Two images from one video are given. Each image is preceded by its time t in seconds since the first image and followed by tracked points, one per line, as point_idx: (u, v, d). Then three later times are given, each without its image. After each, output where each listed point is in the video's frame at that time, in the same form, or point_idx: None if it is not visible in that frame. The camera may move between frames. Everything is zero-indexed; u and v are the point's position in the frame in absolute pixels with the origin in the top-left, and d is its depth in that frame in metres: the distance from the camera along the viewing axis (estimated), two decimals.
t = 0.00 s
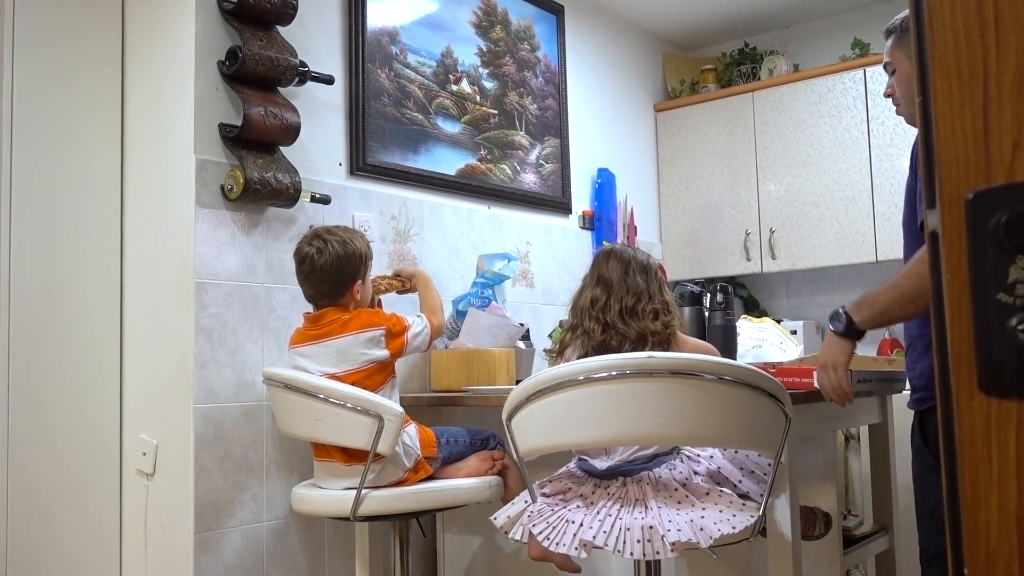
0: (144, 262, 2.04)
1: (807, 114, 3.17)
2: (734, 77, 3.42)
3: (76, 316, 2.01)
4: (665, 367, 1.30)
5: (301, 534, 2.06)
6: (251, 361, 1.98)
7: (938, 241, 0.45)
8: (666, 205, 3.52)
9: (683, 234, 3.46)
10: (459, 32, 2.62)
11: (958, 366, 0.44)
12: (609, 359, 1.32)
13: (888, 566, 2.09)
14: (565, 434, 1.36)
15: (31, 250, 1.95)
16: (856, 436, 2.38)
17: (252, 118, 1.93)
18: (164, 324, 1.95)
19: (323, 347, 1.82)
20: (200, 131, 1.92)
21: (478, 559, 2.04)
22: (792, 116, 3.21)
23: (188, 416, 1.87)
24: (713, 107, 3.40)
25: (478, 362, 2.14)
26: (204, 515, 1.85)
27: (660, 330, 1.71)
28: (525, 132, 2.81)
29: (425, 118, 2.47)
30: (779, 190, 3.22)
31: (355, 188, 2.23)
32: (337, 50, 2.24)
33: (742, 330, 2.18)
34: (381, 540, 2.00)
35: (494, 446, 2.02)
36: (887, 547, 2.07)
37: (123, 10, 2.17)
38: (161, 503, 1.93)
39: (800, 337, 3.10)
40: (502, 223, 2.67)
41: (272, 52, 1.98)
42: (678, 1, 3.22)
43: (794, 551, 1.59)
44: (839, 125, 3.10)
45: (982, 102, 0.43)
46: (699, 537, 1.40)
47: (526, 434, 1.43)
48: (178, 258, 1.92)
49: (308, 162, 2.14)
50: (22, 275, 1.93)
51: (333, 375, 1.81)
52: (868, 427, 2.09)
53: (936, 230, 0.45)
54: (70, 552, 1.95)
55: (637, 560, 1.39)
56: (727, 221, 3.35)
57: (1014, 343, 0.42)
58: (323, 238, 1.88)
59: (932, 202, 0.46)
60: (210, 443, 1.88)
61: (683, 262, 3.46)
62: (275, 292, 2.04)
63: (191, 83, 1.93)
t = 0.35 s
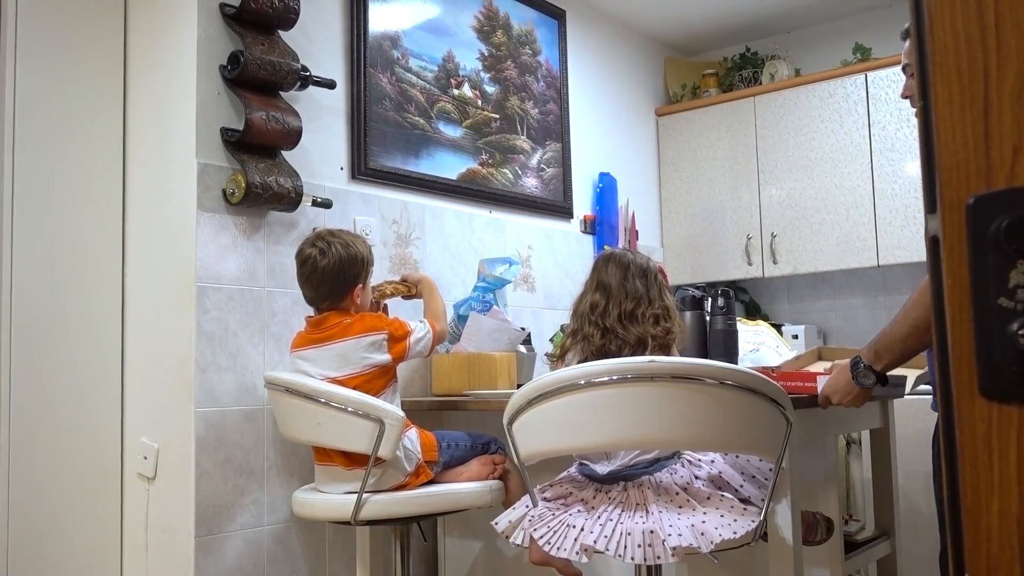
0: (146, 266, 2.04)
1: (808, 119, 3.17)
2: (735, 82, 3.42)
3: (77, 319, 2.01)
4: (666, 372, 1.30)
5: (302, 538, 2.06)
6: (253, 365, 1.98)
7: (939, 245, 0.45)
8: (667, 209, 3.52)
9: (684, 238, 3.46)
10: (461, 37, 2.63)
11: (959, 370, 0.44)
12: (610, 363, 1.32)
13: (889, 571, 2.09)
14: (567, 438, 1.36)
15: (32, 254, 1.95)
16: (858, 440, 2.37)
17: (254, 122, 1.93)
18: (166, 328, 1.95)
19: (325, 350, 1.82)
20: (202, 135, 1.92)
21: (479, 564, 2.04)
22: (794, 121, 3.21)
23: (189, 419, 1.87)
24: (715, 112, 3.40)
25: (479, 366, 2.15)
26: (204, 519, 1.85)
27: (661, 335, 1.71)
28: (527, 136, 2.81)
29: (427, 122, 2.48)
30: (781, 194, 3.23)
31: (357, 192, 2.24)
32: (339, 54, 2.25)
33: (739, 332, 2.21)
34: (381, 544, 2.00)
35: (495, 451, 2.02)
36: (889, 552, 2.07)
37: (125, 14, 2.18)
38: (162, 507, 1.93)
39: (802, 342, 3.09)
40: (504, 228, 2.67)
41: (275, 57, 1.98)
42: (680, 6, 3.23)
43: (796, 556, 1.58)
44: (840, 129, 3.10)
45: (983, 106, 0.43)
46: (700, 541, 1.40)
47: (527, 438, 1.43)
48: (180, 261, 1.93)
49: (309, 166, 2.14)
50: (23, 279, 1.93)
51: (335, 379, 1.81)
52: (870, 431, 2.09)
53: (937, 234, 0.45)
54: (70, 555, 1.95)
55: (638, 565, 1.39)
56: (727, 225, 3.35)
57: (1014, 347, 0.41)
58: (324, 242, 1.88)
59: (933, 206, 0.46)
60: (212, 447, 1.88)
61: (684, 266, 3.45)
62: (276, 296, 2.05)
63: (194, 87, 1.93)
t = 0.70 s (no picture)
0: (148, 268, 2.05)
1: (810, 123, 3.17)
2: (737, 85, 3.43)
3: (79, 321, 2.01)
4: (667, 375, 1.30)
5: (303, 541, 2.05)
6: (254, 367, 1.99)
7: (941, 250, 0.45)
8: (669, 213, 3.52)
9: (686, 242, 3.46)
10: (463, 40, 2.63)
11: (961, 374, 0.43)
12: (611, 367, 1.32)
13: None
14: (568, 442, 1.36)
15: (34, 256, 1.96)
16: (860, 444, 2.37)
17: (255, 125, 1.93)
18: (167, 331, 1.96)
19: (325, 354, 1.82)
20: (204, 138, 1.93)
21: (480, 567, 2.04)
22: (796, 124, 3.21)
23: (190, 422, 1.87)
24: (716, 116, 3.40)
25: (481, 369, 2.16)
26: (205, 521, 1.85)
27: (660, 340, 1.71)
28: (528, 139, 2.81)
29: (428, 125, 2.48)
30: (782, 198, 3.22)
31: (358, 195, 2.24)
32: (340, 57, 2.25)
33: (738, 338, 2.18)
34: (382, 547, 2.00)
35: (496, 454, 2.02)
36: (891, 557, 2.06)
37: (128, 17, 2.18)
38: (163, 510, 1.93)
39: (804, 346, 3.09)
40: (505, 231, 2.67)
41: (277, 60, 1.98)
42: (681, 10, 3.23)
43: (798, 560, 1.58)
44: (842, 133, 3.10)
45: (985, 111, 0.43)
46: (701, 545, 1.39)
47: (528, 441, 1.43)
48: (181, 264, 1.93)
49: (311, 169, 2.14)
50: (25, 281, 1.94)
51: (336, 382, 1.81)
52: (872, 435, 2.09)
53: (938, 238, 0.45)
54: (71, 558, 1.95)
55: (639, 569, 1.39)
56: (729, 228, 3.35)
57: (1016, 351, 0.41)
58: (325, 245, 1.88)
59: (934, 210, 0.46)
60: (213, 450, 1.88)
61: (685, 269, 3.45)
62: (278, 298, 2.05)
63: (195, 90, 1.93)
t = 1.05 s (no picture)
0: (148, 271, 2.05)
1: (810, 124, 3.17)
2: (737, 87, 3.43)
3: (79, 324, 2.01)
4: (667, 377, 1.30)
5: (304, 544, 2.05)
6: (255, 370, 1.99)
7: (940, 252, 0.45)
8: (670, 214, 3.52)
9: (687, 243, 3.46)
10: (463, 42, 2.63)
11: (961, 376, 0.43)
12: (611, 369, 1.32)
13: None
14: (568, 444, 1.36)
15: (34, 258, 1.96)
16: (861, 445, 2.36)
17: (255, 128, 1.93)
18: (167, 333, 1.96)
19: (325, 356, 1.82)
20: (204, 140, 1.93)
21: (481, 569, 2.04)
22: (796, 126, 3.21)
23: (191, 425, 1.87)
24: (717, 117, 3.40)
25: (482, 371, 2.15)
26: (206, 524, 1.85)
27: (660, 344, 1.71)
28: (529, 141, 2.81)
29: (428, 127, 2.48)
30: (783, 199, 3.22)
31: (358, 197, 2.24)
32: (340, 60, 2.26)
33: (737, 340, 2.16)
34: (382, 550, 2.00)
35: (496, 456, 2.02)
36: (892, 558, 2.06)
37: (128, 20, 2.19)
38: (163, 512, 1.93)
39: (804, 347, 3.08)
40: (505, 232, 2.67)
41: (277, 62, 1.99)
42: (681, 11, 3.23)
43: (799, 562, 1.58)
44: (842, 134, 3.10)
45: (985, 112, 0.43)
46: (702, 547, 1.39)
47: (528, 444, 1.43)
48: (182, 266, 1.93)
49: (311, 172, 2.14)
50: (26, 283, 1.94)
51: (336, 385, 1.81)
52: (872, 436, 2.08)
53: (938, 240, 0.45)
54: (72, 560, 1.95)
55: (640, 571, 1.39)
56: (729, 230, 3.34)
57: (1016, 354, 0.41)
58: (325, 247, 1.88)
59: (934, 212, 0.46)
60: (213, 453, 1.88)
61: (686, 270, 3.45)
62: (278, 301, 2.05)
63: (195, 93, 1.93)
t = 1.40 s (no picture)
0: (147, 273, 2.05)
1: (809, 124, 3.17)
2: (736, 86, 3.43)
3: (79, 328, 2.01)
4: (667, 377, 1.30)
5: (305, 546, 2.05)
6: (255, 372, 1.99)
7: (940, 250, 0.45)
8: (669, 214, 3.52)
9: (686, 243, 3.46)
10: (461, 43, 2.63)
11: (960, 375, 0.43)
12: (611, 369, 1.32)
13: None
14: (569, 444, 1.36)
15: (34, 261, 1.96)
16: (861, 444, 2.37)
17: (254, 130, 1.94)
18: (167, 335, 1.96)
19: (326, 357, 1.82)
20: (203, 143, 1.93)
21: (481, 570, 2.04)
22: (795, 125, 3.21)
23: (191, 427, 1.87)
24: (716, 116, 3.40)
25: (482, 372, 2.16)
26: (207, 526, 1.85)
27: (663, 346, 1.72)
28: (528, 142, 2.82)
29: (428, 129, 2.48)
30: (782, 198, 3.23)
31: (358, 198, 2.24)
32: (340, 62, 2.26)
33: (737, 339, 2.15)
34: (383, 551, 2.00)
35: (497, 456, 2.02)
36: (893, 557, 2.06)
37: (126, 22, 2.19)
38: (164, 515, 1.93)
39: (804, 347, 3.08)
40: (505, 233, 2.67)
41: (275, 64, 1.99)
42: (679, 11, 3.24)
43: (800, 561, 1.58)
44: (841, 133, 3.10)
45: (983, 111, 0.43)
46: (703, 547, 1.39)
47: (528, 444, 1.43)
48: (181, 269, 1.93)
49: (310, 173, 2.14)
50: (26, 286, 1.94)
51: (336, 386, 1.81)
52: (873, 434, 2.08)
53: (937, 238, 0.45)
54: (72, 563, 1.95)
55: (641, 571, 1.39)
56: (728, 229, 3.34)
57: (1016, 352, 0.41)
58: (324, 249, 1.88)
59: (933, 210, 0.46)
60: (213, 454, 1.88)
61: (685, 269, 3.45)
62: (277, 302, 2.05)
63: (194, 95, 1.93)
